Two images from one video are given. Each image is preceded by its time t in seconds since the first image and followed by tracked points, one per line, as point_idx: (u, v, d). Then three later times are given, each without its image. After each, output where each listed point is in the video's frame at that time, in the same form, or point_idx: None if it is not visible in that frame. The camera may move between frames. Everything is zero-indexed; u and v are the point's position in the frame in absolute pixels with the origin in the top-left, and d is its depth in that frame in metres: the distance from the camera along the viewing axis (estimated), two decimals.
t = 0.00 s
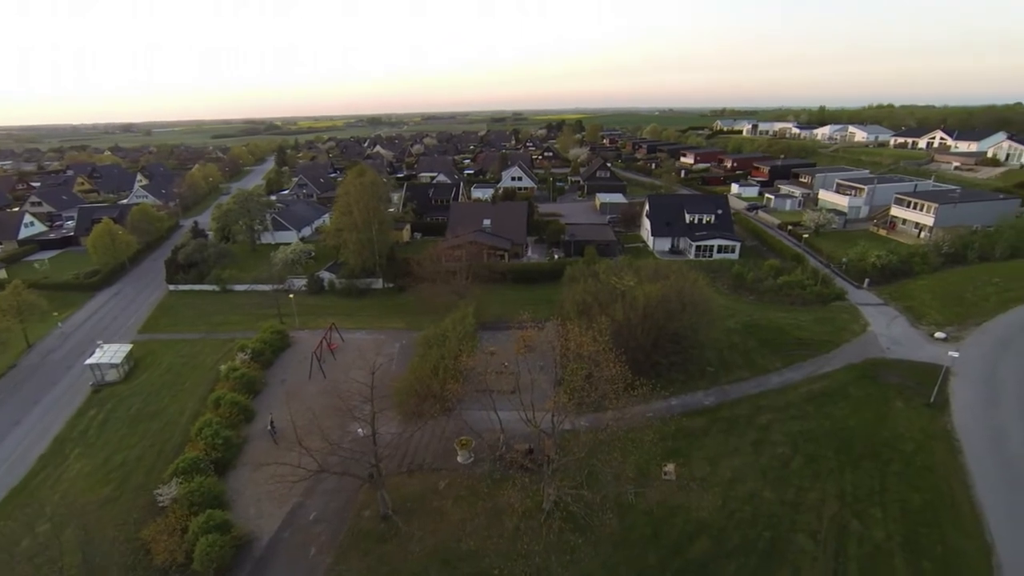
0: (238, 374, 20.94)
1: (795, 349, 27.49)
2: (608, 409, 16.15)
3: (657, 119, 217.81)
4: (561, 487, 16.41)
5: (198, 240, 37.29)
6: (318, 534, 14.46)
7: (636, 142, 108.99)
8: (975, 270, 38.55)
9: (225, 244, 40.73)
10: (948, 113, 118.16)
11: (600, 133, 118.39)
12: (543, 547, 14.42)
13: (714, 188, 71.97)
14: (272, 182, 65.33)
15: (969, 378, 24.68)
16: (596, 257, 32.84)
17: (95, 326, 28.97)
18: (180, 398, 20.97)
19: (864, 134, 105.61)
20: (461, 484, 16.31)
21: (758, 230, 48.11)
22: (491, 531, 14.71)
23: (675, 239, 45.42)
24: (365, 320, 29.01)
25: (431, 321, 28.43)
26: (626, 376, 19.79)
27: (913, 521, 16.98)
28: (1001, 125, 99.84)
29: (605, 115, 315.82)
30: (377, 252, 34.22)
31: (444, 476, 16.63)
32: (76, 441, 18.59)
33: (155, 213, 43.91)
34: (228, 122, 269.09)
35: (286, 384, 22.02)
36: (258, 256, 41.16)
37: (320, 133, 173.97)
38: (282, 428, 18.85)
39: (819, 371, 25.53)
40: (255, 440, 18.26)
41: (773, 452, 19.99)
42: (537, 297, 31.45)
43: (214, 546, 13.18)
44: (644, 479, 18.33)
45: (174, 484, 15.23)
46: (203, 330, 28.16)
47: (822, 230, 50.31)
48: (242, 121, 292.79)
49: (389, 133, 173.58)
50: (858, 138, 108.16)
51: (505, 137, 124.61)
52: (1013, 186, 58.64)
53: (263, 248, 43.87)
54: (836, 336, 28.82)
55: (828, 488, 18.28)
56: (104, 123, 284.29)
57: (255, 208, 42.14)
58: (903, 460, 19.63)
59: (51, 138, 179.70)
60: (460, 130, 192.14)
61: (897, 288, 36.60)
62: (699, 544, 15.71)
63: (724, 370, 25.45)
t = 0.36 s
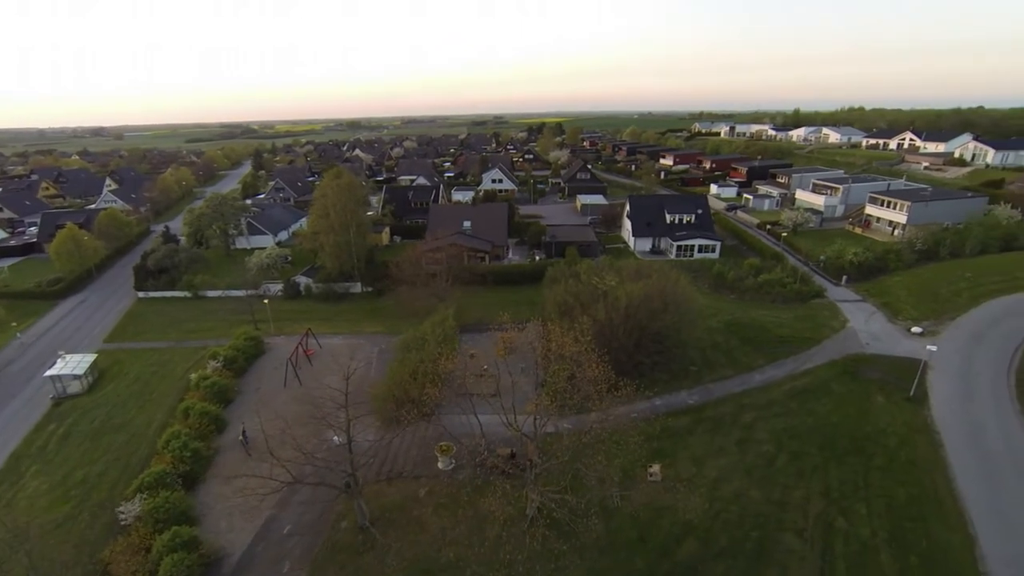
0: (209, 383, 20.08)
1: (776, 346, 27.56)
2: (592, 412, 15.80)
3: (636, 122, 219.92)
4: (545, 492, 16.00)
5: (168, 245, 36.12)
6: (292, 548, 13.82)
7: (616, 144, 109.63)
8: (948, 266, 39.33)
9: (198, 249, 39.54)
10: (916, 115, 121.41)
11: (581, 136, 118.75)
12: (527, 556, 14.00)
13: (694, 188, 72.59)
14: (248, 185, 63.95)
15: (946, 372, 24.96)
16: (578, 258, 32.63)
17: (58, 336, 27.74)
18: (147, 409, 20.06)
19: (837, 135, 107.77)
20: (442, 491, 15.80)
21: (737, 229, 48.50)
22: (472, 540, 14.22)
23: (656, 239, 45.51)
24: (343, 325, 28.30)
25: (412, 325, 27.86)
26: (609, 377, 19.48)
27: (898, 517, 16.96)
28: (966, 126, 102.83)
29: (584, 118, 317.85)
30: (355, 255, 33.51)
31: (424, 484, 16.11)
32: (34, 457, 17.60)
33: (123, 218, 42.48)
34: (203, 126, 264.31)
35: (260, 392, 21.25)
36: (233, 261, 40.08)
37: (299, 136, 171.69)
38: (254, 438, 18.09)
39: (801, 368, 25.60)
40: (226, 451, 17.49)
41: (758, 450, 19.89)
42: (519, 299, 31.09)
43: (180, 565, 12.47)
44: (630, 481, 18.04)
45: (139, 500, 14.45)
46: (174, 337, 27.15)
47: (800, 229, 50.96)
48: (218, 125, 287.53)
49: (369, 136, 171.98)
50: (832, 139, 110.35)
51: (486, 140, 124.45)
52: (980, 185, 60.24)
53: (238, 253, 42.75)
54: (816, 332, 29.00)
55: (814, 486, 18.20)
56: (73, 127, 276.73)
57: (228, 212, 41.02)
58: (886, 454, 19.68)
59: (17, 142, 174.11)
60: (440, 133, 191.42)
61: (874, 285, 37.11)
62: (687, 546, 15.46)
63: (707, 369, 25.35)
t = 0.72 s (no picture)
0: (183, 387, 19.32)
1: (763, 341, 27.51)
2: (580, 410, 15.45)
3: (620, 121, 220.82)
4: (531, 494, 15.61)
5: (143, 246, 35.05)
6: (270, 558, 13.26)
7: (601, 143, 109.73)
8: (928, 260, 39.75)
9: (174, 250, 38.46)
10: (894, 113, 123.42)
11: (565, 135, 118.68)
12: (514, 561, 13.60)
13: (678, 186, 72.79)
14: (227, 185, 62.64)
15: (930, 364, 25.08)
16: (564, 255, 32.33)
17: (26, 341, 26.69)
18: (119, 416, 19.27)
19: (818, 133, 109.03)
20: (426, 495, 15.34)
21: (722, 225, 48.62)
22: (457, 546, 13.78)
23: (641, 236, 45.43)
24: (325, 326, 27.64)
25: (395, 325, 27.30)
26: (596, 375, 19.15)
27: (888, 510, 16.88)
28: (942, 124, 104.77)
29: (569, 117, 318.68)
30: (337, 255, 32.82)
31: (407, 488, 15.64)
32: None
33: (96, 219, 41.23)
34: (183, 127, 259.69)
35: (237, 395, 20.55)
36: (211, 262, 39.07)
37: (281, 137, 169.77)
38: (230, 444, 17.44)
39: (788, 362, 25.55)
40: (201, 458, 16.81)
41: (747, 446, 19.72)
42: (504, 297, 30.67)
43: None
44: (619, 480, 17.73)
45: (106, 512, 13.77)
46: (148, 341, 26.26)
47: (783, 225, 51.29)
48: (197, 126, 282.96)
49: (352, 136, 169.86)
50: (812, 137, 111.63)
51: (470, 139, 123.95)
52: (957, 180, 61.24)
53: (217, 254, 41.73)
54: (802, 327, 29.03)
55: (803, 481, 18.07)
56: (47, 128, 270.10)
57: (206, 212, 40.04)
58: (874, 447, 19.64)
59: None
60: (424, 133, 190.36)
61: (857, 279, 37.38)
62: (677, 546, 15.19)
63: (695, 365, 25.18)
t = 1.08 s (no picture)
0: (156, 391, 18.55)
1: (750, 337, 27.42)
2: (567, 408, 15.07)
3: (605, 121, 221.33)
4: (518, 496, 15.19)
5: (117, 247, 34.01)
6: (245, 568, 12.67)
7: (586, 142, 109.73)
8: (910, 255, 40.13)
9: (150, 250, 37.40)
10: (873, 113, 125.24)
11: (550, 134, 118.47)
12: (500, 565, 13.18)
13: (663, 184, 73.01)
14: (207, 185, 61.38)
15: (914, 357, 25.18)
16: (550, 252, 31.98)
17: None
18: (88, 423, 18.46)
19: (800, 132, 110.25)
20: (409, 498, 14.85)
21: (707, 222, 48.72)
22: (441, 551, 13.31)
23: (627, 233, 45.30)
24: (307, 326, 26.97)
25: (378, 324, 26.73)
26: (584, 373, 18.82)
27: (877, 505, 16.77)
28: (920, 122, 106.49)
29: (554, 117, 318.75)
30: (319, 254, 32.10)
31: (390, 491, 15.12)
32: None
33: (69, 220, 40.00)
34: (162, 127, 255.38)
35: (214, 399, 19.83)
36: (189, 263, 38.07)
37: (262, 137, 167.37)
38: (205, 449, 16.76)
39: (775, 358, 25.48)
40: (174, 465, 16.11)
41: (736, 442, 19.54)
42: (490, 295, 30.24)
43: None
44: (607, 480, 17.41)
45: (71, 523, 13.08)
46: (121, 345, 25.36)
47: (767, 222, 51.55)
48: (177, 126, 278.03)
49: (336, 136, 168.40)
50: (795, 136, 112.80)
51: (455, 139, 123.23)
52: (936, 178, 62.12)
53: (196, 255, 40.71)
54: (788, 322, 29.03)
55: (793, 476, 17.91)
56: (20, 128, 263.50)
57: (183, 211, 39.01)
58: (862, 442, 19.56)
59: None
60: (409, 133, 189.12)
61: (841, 274, 37.58)
62: (668, 545, 14.89)
63: (683, 361, 24.97)
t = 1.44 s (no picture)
0: (130, 396, 17.83)
1: (739, 333, 27.32)
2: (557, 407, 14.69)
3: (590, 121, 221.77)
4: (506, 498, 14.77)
5: (92, 249, 33.03)
6: None
7: (572, 141, 109.72)
8: (894, 250, 40.45)
9: (127, 253, 36.36)
10: (854, 112, 126.87)
11: (536, 134, 118.31)
12: (489, 570, 12.77)
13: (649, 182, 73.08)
14: (187, 186, 60.20)
15: (901, 351, 25.25)
16: (536, 250, 31.64)
17: None
18: (57, 431, 17.68)
19: (784, 131, 111.28)
20: (394, 503, 14.38)
21: (694, 220, 48.73)
22: (428, 557, 12.85)
23: (614, 231, 45.16)
24: (289, 328, 26.32)
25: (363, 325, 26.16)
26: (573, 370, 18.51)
27: (869, 499, 16.64)
28: (900, 121, 108.10)
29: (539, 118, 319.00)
30: (301, 254, 31.40)
31: (375, 496, 14.64)
32: None
33: (42, 223, 38.84)
34: (142, 129, 250.96)
35: (192, 403, 19.14)
36: (168, 265, 37.10)
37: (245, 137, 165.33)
38: (181, 456, 16.11)
39: (764, 353, 25.37)
40: (148, 474, 15.45)
41: (727, 438, 19.34)
42: (477, 294, 29.80)
43: None
44: (598, 480, 17.08)
45: (35, 537, 12.40)
46: (95, 349, 24.49)
47: (753, 219, 51.74)
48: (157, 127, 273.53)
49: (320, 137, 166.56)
50: (778, 135, 113.83)
51: (441, 139, 122.68)
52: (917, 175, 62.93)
53: (175, 257, 39.73)
54: (776, 317, 28.99)
55: (785, 472, 17.73)
56: None
57: (161, 212, 38.05)
58: (852, 436, 19.46)
59: None
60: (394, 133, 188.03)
61: (826, 270, 37.73)
62: (661, 545, 14.60)
63: (672, 358, 24.75)
